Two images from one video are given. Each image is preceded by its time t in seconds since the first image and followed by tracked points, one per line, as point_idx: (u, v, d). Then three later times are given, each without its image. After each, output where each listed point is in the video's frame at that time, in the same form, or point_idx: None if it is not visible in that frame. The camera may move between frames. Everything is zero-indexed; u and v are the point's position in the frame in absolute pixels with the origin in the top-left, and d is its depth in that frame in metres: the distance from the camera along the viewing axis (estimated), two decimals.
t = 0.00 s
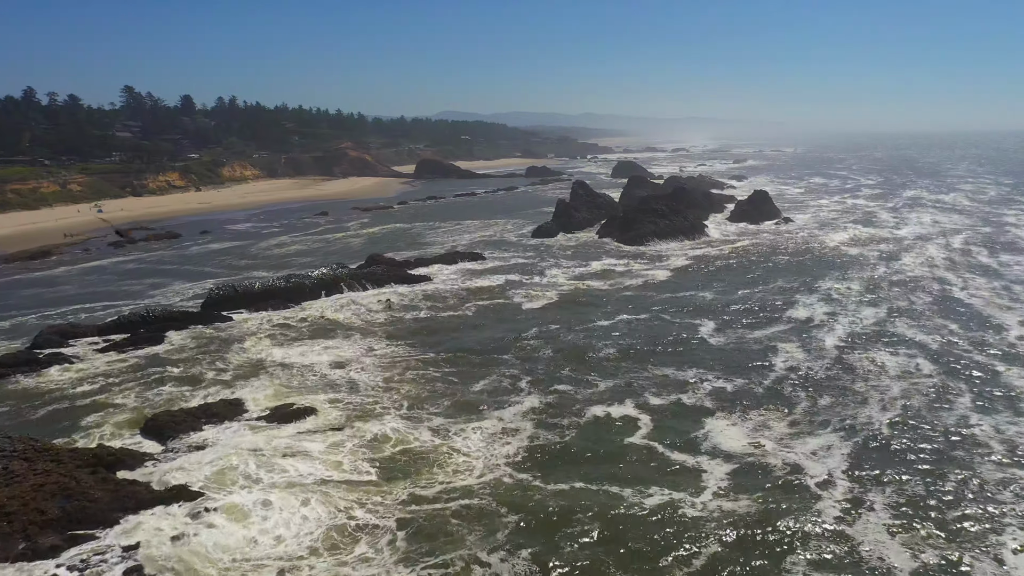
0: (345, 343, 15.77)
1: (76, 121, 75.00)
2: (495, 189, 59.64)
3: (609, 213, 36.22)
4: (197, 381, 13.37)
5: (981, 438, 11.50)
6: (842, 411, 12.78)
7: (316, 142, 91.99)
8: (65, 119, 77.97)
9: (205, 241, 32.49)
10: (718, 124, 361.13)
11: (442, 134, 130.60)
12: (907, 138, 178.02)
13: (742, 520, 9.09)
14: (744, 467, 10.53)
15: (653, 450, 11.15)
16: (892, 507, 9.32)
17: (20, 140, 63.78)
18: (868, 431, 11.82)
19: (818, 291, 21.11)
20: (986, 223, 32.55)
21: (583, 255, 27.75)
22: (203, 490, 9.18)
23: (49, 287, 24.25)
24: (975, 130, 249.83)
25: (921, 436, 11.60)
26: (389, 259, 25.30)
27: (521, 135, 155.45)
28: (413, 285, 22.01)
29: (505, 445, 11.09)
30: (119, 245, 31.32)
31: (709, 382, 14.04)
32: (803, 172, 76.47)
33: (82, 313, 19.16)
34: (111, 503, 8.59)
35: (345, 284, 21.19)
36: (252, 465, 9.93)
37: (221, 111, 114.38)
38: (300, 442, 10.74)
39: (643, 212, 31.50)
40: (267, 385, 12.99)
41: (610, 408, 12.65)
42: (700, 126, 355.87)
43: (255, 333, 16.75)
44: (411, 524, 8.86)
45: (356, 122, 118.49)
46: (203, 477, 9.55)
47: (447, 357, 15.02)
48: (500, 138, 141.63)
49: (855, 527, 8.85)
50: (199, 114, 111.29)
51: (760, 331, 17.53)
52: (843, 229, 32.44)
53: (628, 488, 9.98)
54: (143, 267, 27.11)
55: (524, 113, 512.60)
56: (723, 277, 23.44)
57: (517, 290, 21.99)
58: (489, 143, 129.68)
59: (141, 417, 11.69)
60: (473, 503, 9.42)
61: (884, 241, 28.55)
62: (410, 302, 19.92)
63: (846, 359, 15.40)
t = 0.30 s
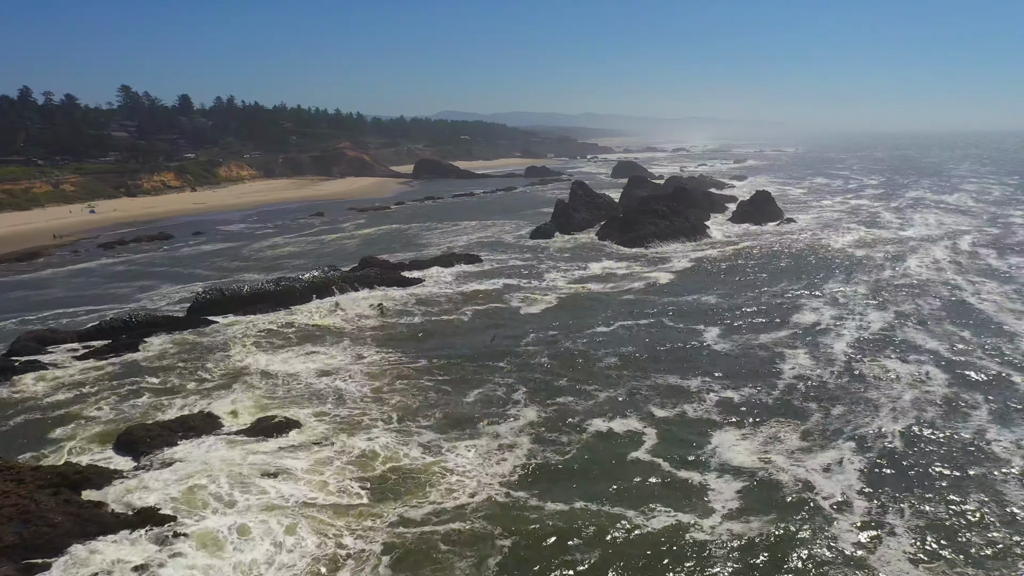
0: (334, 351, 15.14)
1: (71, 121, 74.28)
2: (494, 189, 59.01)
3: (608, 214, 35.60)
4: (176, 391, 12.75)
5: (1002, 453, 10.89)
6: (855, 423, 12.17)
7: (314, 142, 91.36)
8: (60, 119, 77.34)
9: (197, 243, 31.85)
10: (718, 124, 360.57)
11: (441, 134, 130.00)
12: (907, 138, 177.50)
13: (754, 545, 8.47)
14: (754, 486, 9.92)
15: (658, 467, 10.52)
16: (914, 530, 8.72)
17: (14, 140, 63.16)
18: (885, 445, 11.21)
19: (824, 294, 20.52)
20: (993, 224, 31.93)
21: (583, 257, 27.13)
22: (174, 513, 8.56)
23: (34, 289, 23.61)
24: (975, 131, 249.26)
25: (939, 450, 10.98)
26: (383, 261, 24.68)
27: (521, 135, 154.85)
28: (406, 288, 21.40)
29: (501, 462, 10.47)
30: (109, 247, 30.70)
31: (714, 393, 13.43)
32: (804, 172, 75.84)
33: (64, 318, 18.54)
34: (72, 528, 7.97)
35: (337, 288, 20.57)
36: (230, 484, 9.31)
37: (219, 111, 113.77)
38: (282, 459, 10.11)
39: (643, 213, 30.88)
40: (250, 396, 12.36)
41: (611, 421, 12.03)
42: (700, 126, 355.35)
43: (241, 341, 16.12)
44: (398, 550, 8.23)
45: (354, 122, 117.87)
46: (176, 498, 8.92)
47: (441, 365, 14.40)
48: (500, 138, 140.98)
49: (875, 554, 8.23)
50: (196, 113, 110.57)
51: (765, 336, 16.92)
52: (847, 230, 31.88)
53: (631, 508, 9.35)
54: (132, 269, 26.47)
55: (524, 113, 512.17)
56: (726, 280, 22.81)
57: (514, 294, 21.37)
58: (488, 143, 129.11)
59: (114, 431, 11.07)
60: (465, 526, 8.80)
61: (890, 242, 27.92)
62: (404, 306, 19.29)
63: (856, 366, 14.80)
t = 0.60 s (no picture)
0: (322, 360, 14.51)
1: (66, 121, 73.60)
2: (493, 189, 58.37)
3: (608, 215, 34.98)
4: (154, 403, 12.14)
5: None
6: (869, 435, 11.55)
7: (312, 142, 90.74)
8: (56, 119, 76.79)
9: (188, 244, 31.21)
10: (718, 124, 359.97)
11: (440, 134, 129.33)
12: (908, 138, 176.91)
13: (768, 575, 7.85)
14: (765, 506, 9.30)
15: (663, 486, 9.90)
16: (939, 560, 8.10)
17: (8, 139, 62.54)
18: (901, 460, 10.61)
19: (831, 298, 19.91)
20: (1001, 226, 31.31)
21: (582, 259, 26.52)
22: (141, 540, 7.94)
23: (17, 292, 22.99)
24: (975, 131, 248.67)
25: (959, 467, 10.36)
26: (377, 263, 24.06)
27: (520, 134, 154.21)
28: (399, 291, 20.84)
29: (495, 480, 9.85)
30: (98, 248, 30.06)
31: (719, 404, 12.82)
32: (805, 172, 75.20)
33: (45, 323, 17.92)
34: (26, 558, 7.35)
35: (328, 291, 19.96)
36: (204, 507, 8.69)
37: (216, 111, 113.16)
38: (262, 478, 9.50)
39: (644, 214, 30.26)
40: (231, 410, 11.75)
41: (612, 436, 11.42)
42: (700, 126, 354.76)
43: (227, 349, 15.50)
44: None
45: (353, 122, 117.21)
46: (144, 522, 8.30)
47: (433, 374, 13.80)
48: (499, 138, 140.36)
49: None
50: (193, 113, 109.84)
51: (771, 342, 16.32)
52: (852, 232, 31.28)
53: (635, 532, 8.74)
54: (121, 271, 25.84)
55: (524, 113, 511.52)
56: (729, 283, 22.19)
57: (510, 297, 20.76)
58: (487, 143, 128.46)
59: (84, 446, 10.46)
60: (456, 552, 8.18)
61: (896, 244, 27.29)
62: (397, 311, 18.68)
63: (867, 374, 14.20)
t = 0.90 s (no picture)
0: (309, 370, 13.89)
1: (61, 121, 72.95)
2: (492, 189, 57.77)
3: (608, 215, 34.36)
4: (129, 415, 11.52)
5: None
6: (885, 447, 10.91)
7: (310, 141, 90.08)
8: (52, 119, 76.16)
9: (179, 246, 30.57)
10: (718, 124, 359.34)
11: (440, 133, 128.68)
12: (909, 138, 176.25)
13: None
14: (778, 530, 8.69)
15: (669, 508, 9.30)
16: None
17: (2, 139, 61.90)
18: (921, 475, 9.97)
19: (838, 301, 19.28)
20: (1009, 227, 30.67)
21: (582, 261, 25.90)
22: (100, 570, 7.32)
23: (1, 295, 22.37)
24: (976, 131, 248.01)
25: (981, 483, 9.74)
26: (371, 266, 23.46)
27: (520, 134, 153.56)
28: (392, 294, 20.30)
29: (489, 501, 9.25)
30: (87, 250, 29.45)
31: (725, 416, 12.20)
32: (807, 172, 74.48)
33: (25, 328, 17.33)
34: None
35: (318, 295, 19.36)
36: (172, 532, 8.08)
37: (214, 111, 112.51)
38: (239, 499, 8.89)
39: (645, 215, 29.64)
40: (209, 425, 11.14)
41: (613, 452, 10.81)
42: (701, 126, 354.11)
43: (211, 358, 14.91)
44: None
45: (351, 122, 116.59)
46: (104, 549, 7.69)
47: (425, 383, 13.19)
48: (499, 138, 139.72)
49: None
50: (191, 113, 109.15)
51: (778, 348, 15.69)
52: (857, 233, 30.64)
53: (639, 560, 8.13)
54: (109, 274, 25.23)
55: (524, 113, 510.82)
56: (732, 286, 21.59)
57: (507, 302, 20.15)
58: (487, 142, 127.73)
59: (49, 464, 9.86)
60: None
61: (903, 245, 26.64)
62: (389, 317, 18.09)
63: (879, 380, 13.58)
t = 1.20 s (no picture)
0: (296, 380, 13.29)
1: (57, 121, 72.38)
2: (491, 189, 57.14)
3: (608, 216, 33.76)
4: (101, 430, 10.92)
5: None
6: (901, 461, 10.29)
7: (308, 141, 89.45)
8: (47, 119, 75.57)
9: (170, 247, 29.94)
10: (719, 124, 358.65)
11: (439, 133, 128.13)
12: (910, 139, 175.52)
13: None
14: (792, 558, 8.07)
15: (676, 532, 8.69)
16: None
17: None
18: (942, 495, 9.34)
19: (845, 304, 18.67)
20: (1018, 228, 30.02)
21: (581, 263, 25.29)
22: None
23: None
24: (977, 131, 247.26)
25: (1006, 505, 9.13)
26: (364, 268, 22.86)
27: (519, 134, 152.87)
28: (386, 298, 19.67)
29: (483, 526, 8.64)
30: (75, 252, 28.84)
31: (731, 430, 11.59)
32: (810, 172, 73.79)
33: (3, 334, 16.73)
34: None
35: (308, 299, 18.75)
36: (136, 562, 7.47)
37: (212, 110, 111.94)
38: (212, 524, 8.28)
39: (646, 216, 29.02)
40: (185, 441, 10.54)
41: (615, 470, 10.21)
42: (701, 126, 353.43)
43: (194, 367, 14.31)
44: None
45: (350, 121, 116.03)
46: None
47: (415, 394, 12.59)
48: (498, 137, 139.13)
49: None
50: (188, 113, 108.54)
51: (784, 353, 15.06)
52: (861, 234, 30.03)
53: None
54: (96, 276, 24.62)
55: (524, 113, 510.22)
56: (736, 289, 20.96)
57: (504, 307, 19.54)
58: (486, 142, 127.07)
59: (11, 483, 9.26)
60: None
61: (910, 247, 26.00)
62: (381, 324, 17.48)
63: (891, 388, 12.94)
